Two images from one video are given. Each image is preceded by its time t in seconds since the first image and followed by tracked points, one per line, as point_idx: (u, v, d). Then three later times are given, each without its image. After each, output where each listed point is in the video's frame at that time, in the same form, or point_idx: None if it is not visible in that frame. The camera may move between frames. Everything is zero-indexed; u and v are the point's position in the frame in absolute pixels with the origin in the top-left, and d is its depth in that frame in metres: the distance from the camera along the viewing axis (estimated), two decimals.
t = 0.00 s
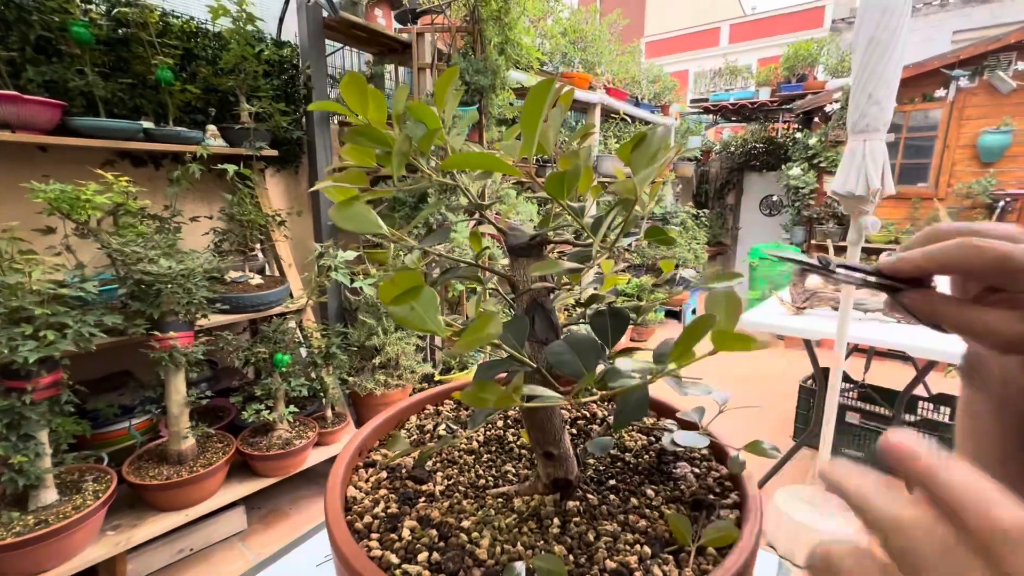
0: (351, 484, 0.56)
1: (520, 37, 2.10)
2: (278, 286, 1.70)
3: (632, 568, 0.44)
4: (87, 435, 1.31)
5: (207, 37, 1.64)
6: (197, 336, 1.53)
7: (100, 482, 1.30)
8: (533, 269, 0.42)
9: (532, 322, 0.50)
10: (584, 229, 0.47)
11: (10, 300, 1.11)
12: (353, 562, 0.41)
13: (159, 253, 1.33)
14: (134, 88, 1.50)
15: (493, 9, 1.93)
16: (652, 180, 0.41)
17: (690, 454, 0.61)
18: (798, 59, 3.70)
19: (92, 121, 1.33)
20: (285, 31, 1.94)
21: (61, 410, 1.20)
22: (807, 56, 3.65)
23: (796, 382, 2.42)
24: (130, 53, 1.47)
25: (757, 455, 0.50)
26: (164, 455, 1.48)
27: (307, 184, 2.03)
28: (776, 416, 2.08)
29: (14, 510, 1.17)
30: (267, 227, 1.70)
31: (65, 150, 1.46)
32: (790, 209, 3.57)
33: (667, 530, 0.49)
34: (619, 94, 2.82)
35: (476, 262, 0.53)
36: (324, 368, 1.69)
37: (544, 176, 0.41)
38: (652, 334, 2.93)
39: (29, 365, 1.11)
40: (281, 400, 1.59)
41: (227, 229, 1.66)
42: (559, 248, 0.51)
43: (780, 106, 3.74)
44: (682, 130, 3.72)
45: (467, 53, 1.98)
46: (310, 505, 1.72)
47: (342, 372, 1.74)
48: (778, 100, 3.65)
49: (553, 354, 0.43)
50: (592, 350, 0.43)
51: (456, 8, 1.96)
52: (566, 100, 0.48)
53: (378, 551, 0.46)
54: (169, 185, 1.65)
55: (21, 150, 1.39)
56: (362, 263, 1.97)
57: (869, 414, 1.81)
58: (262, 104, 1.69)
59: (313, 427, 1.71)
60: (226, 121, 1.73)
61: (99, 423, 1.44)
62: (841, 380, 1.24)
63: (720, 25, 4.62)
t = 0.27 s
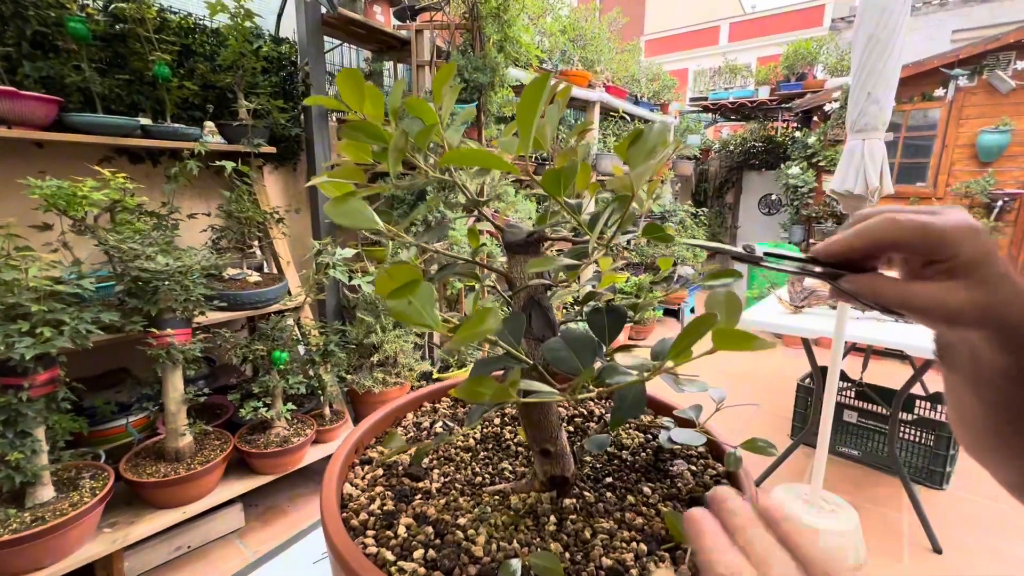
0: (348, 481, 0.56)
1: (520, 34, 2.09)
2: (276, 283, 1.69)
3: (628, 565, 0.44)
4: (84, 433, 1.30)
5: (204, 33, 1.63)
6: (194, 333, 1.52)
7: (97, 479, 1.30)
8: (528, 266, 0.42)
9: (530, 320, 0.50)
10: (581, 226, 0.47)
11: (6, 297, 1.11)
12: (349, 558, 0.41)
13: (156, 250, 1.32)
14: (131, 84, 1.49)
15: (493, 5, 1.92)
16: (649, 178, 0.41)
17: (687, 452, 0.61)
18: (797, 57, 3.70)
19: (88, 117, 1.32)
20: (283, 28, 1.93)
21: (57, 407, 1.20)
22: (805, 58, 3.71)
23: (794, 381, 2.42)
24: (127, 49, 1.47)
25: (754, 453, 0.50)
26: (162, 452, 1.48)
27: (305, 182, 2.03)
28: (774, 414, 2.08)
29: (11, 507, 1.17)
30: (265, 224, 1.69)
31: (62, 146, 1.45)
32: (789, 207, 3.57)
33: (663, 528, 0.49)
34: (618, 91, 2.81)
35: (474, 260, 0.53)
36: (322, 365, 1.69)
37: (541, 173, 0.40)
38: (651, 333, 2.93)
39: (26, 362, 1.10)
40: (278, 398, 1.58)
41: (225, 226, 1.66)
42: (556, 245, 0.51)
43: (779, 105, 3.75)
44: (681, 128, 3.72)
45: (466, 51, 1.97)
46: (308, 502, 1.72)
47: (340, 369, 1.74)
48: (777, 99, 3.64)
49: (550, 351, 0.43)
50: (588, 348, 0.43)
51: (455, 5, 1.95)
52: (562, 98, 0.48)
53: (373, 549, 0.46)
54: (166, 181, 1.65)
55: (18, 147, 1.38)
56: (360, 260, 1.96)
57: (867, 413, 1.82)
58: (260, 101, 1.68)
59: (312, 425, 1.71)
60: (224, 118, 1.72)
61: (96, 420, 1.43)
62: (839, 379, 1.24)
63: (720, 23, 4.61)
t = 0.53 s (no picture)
0: (354, 473, 0.57)
1: (522, 35, 2.10)
2: (279, 283, 1.70)
3: (630, 554, 0.45)
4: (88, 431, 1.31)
5: (208, 34, 1.65)
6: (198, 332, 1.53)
7: (101, 477, 1.31)
8: (532, 260, 0.42)
9: (533, 313, 0.51)
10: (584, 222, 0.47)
11: (12, 296, 1.12)
12: (356, 546, 0.42)
13: (160, 250, 1.33)
14: (135, 85, 1.50)
15: (495, 7, 1.93)
16: (652, 173, 0.42)
17: (688, 445, 0.62)
18: (798, 58, 3.71)
19: (93, 118, 1.33)
20: (286, 29, 1.94)
21: (62, 406, 1.21)
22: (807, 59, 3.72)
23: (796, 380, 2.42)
24: (131, 50, 1.48)
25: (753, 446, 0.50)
26: (166, 451, 1.48)
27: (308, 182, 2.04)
28: (775, 414, 2.09)
29: (16, 504, 1.18)
30: (268, 224, 1.70)
31: (67, 147, 1.46)
32: (790, 208, 3.57)
33: (664, 518, 0.50)
34: (619, 93, 2.82)
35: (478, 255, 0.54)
36: (324, 365, 1.70)
37: (545, 168, 0.41)
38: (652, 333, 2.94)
39: (31, 360, 1.11)
40: (281, 396, 1.59)
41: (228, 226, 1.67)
42: (559, 241, 0.52)
43: (780, 105, 3.76)
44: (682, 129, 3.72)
45: (468, 52, 1.98)
46: (311, 501, 1.72)
47: (343, 369, 1.75)
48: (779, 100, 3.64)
49: (553, 343, 0.44)
50: (591, 339, 0.44)
51: (457, 7, 1.96)
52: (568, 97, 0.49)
53: (380, 537, 0.47)
54: (170, 182, 1.66)
55: (23, 147, 1.39)
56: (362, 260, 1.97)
57: (868, 412, 1.82)
58: (263, 102, 1.69)
59: (314, 424, 1.72)
60: (227, 119, 1.73)
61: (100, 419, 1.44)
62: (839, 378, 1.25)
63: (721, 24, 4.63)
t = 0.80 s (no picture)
0: (359, 468, 0.58)
1: (522, 39, 2.11)
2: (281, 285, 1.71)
3: (629, 545, 0.46)
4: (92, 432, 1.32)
5: (210, 39, 1.66)
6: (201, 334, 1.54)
7: (105, 478, 1.32)
8: (532, 258, 0.44)
9: (534, 311, 0.52)
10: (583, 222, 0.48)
11: (18, 298, 1.13)
12: (361, 536, 0.43)
13: (163, 252, 1.34)
14: (139, 89, 1.52)
15: (494, 10, 1.95)
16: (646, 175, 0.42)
17: (687, 441, 0.63)
18: (797, 59, 3.73)
19: (97, 122, 1.35)
20: (288, 33, 1.96)
21: (67, 407, 1.22)
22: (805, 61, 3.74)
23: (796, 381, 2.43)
24: (134, 54, 1.49)
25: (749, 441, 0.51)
26: (169, 452, 1.49)
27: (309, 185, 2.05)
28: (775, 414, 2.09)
29: (21, 505, 1.19)
30: (270, 226, 1.71)
31: (71, 151, 1.48)
32: (790, 209, 3.59)
33: (661, 511, 0.51)
34: (618, 95, 2.83)
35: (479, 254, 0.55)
36: (326, 366, 1.71)
37: (544, 170, 0.42)
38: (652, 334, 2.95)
39: (37, 362, 1.12)
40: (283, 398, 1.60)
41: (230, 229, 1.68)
42: (559, 240, 0.53)
43: (779, 107, 3.78)
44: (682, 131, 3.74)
45: (468, 55, 1.99)
46: (313, 502, 1.73)
47: (344, 370, 1.75)
48: (778, 101, 3.65)
49: (553, 340, 0.44)
50: (589, 336, 0.45)
51: (457, 10, 1.98)
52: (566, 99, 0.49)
53: (385, 529, 0.48)
54: (173, 185, 1.67)
55: (28, 151, 1.41)
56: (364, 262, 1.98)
57: (867, 413, 1.83)
58: (264, 105, 1.70)
59: (316, 425, 1.72)
60: (229, 122, 1.75)
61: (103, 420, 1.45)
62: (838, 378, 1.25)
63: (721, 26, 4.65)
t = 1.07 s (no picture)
0: (368, 461, 0.58)
1: (522, 40, 2.12)
2: (283, 286, 1.71)
3: (638, 534, 0.46)
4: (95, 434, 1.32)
5: (211, 42, 1.67)
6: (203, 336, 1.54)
7: (108, 480, 1.32)
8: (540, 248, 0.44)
9: (542, 304, 0.52)
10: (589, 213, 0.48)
11: (22, 300, 1.13)
12: (371, 525, 0.43)
13: (166, 254, 1.34)
14: (140, 92, 1.52)
15: (495, 12, 1.96)
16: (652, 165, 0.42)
17: (694, 434, 0.63)
18: (796, 60, 3.74)
19: (99, 124, 1.35)
20: (289, 36, 1.96)
21: (70, 409, 1.22)
22: (804, 61, 3.76)
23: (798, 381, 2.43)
24: (136, 58, 1.50)
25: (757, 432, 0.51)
26: (171, 454, 1.49)
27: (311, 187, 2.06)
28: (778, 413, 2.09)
29: (24, 507, 1.19)
30: (271, 228, 1.71)
31: (73, 154, 1.48)
32: (790, 209, 3.59)
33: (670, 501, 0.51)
34: (618, 96, 2.84)
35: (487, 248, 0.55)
36: (328, 368, 1.71)
37: (552, 161, 0.42)
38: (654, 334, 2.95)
39: (40, 364, 1.12)
40: (286, 399, 1.60)
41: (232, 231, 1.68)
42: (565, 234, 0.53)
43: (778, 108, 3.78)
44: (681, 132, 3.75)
45: (469, 57, 2.00)
46: (316, 504, 1.73)
47: (346, 372, 1.75)
48: (778, 101, 3.65)
49: (562, 329, 0.44)
50: (598, 325, 0.45)
51: (457, 12, 1.99)
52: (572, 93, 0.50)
53: (395, 519, 0.48)
54: (175, 187, 1.67)
55: (31, 154, 1.41)
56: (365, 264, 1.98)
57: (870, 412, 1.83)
58: (265, 108, 1.70)
59: (318, 427, 1.72)
60: (231, 125, 1.75)
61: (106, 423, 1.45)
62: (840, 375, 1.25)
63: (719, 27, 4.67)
